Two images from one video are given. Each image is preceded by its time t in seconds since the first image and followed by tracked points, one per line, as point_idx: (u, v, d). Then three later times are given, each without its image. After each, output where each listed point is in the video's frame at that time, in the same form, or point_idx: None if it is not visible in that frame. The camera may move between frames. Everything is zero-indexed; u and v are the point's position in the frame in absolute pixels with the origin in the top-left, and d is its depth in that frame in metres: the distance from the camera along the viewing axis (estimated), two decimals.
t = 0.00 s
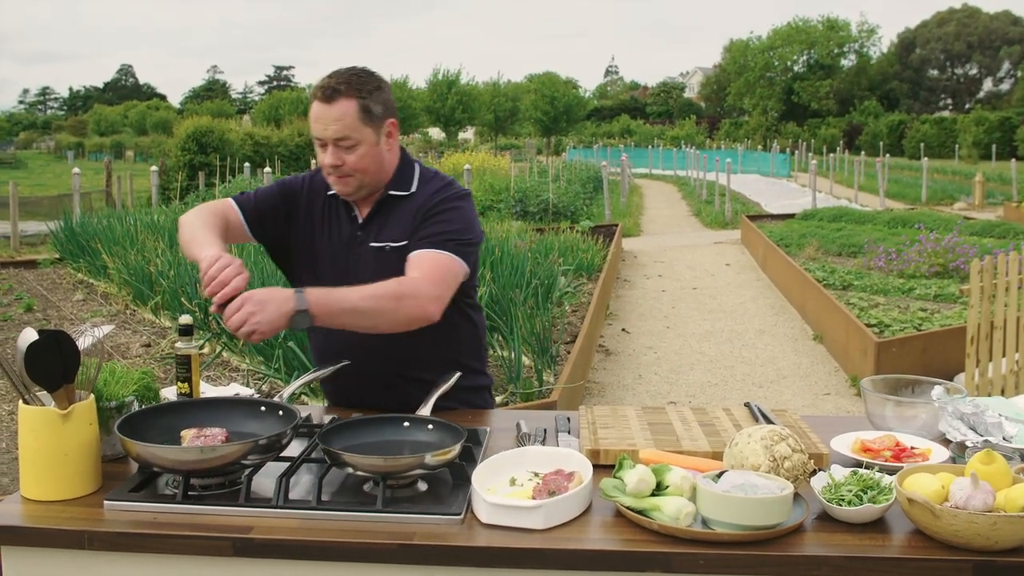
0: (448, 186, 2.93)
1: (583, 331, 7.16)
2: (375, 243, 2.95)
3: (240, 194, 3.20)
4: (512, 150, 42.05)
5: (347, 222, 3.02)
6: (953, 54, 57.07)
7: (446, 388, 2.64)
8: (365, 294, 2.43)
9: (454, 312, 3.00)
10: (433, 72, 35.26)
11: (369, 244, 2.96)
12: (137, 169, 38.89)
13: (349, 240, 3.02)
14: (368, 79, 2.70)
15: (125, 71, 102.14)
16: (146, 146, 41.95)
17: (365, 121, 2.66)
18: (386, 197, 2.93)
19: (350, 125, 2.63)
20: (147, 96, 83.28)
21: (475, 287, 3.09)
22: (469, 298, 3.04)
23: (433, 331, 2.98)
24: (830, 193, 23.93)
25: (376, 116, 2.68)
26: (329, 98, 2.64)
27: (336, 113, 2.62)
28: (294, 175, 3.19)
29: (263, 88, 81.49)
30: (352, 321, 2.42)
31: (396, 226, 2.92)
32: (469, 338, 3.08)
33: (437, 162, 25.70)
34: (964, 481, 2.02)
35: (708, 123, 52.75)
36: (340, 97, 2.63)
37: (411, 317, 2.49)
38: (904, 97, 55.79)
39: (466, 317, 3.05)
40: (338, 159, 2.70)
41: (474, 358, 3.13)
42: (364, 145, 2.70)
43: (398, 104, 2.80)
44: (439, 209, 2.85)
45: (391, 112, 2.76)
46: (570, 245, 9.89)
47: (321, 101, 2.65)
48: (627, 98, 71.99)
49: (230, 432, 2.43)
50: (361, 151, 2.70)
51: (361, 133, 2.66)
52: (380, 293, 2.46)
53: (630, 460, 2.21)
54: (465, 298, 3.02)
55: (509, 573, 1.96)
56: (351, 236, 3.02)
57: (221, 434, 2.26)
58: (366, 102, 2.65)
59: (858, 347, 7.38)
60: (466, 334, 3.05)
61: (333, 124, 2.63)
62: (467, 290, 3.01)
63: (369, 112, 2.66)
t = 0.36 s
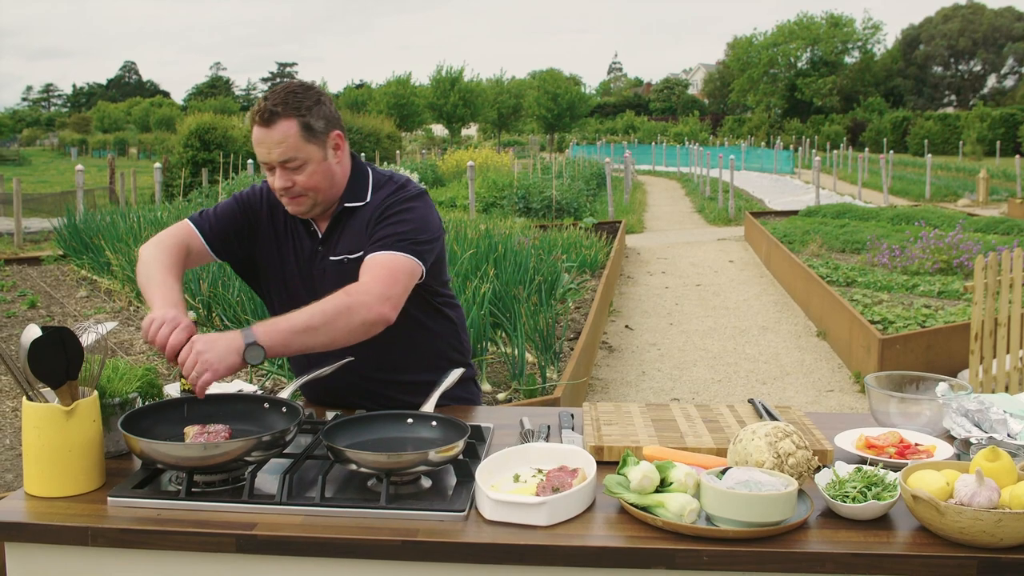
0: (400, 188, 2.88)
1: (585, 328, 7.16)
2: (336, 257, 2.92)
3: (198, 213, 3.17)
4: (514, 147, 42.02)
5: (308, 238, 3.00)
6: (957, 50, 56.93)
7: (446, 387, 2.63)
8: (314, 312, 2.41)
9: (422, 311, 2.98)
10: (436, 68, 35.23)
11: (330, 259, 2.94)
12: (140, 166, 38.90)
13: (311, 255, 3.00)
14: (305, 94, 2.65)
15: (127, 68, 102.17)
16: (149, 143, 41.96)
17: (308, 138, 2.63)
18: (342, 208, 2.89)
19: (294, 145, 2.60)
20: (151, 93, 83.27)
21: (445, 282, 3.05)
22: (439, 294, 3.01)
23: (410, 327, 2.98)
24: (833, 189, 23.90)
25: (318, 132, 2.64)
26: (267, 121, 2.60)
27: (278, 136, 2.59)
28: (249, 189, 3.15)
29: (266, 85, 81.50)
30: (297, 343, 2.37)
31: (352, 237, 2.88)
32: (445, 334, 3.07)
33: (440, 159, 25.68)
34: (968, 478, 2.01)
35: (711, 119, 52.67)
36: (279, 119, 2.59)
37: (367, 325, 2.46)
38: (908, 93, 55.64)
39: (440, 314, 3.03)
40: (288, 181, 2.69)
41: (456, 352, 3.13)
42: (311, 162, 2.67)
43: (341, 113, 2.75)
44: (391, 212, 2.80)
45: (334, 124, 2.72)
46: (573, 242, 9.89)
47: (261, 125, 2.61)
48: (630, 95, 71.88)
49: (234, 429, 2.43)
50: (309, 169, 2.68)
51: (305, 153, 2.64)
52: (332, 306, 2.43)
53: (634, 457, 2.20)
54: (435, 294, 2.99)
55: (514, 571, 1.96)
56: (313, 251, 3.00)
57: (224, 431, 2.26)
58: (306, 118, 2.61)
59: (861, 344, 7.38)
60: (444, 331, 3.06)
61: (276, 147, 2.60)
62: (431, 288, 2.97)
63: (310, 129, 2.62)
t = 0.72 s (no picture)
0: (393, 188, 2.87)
1: (588, 327, 7.15)
2: (332, 261, 2.92)
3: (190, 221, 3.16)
4: (517, 144, 42.01)
5: (303, 244, 3.00)
6: (960, 48, 56.85)
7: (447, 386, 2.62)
8: (315, 315, 2.40)
9: (422, 309, 2.97)
10: (439, 66, 35.21)
11: (327, 263, 2.94)
12: (143, 163, 38.95)
13: (307, 260, 3.00)
14: (287, 99, 2.63)
15: (130, 66, 102.22)
16: (152, 140, 41.98)
17: (293, 144, 2.61)
18: (335, 213, 2.88)
19: (280, 153, 2.58)
20: (154, 90, 83.30)
21: (444, 279, 3.05)
22: (438, 292, 3.00)
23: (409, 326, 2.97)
24: (836, 188, 23.88)
25: (303, 138, 2.63)
26: (250, 131, 2.57)
27: (262, 145, 2.57)
28: (241, 194, 3.14)
29: (268, 82, 81.52)
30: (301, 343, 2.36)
31: (348, 240, 2.88)
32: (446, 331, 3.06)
33: (443, 157, 25.68)
34: (971, 478, 2.01)
35: (713, 117, 52.64)
36: (263, 127, 2.57)
37: (368, 328, 2.46)
38: (911, 92, 55.59)
39: (440, 312, 3.03)
40: (276, 189, 2.66)
41: (456, 347, 3.13)
42: (298, 169, 2.65)
43: (325, 116, 2.73)
44: (386, 213, 2.80)
45: (319, 128, 2.70)
46: (575, 240, 9.88)
47: (245, 136, 2.59)
48: (633, 93, 71.83)
49: (235, 427, 2.43)
50: (297, 176, 2.66)
51: (292, 159, 2.62)
52: (333, 309, 2.43)
53: (636, 456, 2.20)
54: (435, 292, 2.99)
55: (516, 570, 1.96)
56: (309, 257, 2.99)
57: (225, 429, 2.26)
58: (290, 124, 2.59)
59: (864, 343, 7.36)
60: (444, 327, 3.05)
61: (261, 155, 2.58)
62: (431, 285, 2.97)
63: (294, 135, 2.60)
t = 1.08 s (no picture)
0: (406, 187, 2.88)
1: (591, 328, 7.13)
2: (341, 256, 2.92)
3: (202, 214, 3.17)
4: (520, 146, 42.00)
5: (314, 239, 3.00)
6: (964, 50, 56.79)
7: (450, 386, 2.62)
8: (321, 321, 2.41)
9: (430, 307, 2.97)
10: (443, 67, 35.22)
11: (337, 258, 2.94)
12: (146, 164, 38.96)
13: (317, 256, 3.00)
14: (305, 97, 2.64)
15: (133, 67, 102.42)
16: (156, 141, 42.04)
17: (310, 141, 2.61)
18: (348, 209, 2.88)
19: (297, 148, 2.59)
20: (157, 91, 83.37)
21: (454, 278, 3.05)
22: (446, 291, 3.00)
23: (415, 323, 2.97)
24: (840, 189, 23.84)
25: (319, 134, 2.63)
26: (268, 126, 2.58)
27: (280, 140, 2.57)
28: (254, 190, 3.15)
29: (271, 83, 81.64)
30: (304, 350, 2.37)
31: (359, 237, 2.88)
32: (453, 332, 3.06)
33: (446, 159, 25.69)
34: (975, 480, 2.00)
35: (717, 119, 52.60)
36: (280, 123, 2.58)
37: (372, 330, 2.46)
38: (915, 94, 55.52)
39: (448, 311, 3.03)
40: (291, 185, 2.67)
41: (463, 349, 3.13)
42: (314, 166, 2.66)
43: (342, 115, 2.75)
44: (399, 211, 2.80)
45: (336, 127, 2.71)
46: (578, 242, 9.88)
47: (263, 132, 2.60)
48: (636, 95, 71.81)
49: (240, 428, 2.43)
50: (312, 173, 2.66)
51: (307, 155, 2.62)
52: (338, 314, 2.43)
53: (640, 457, 2.20)
54: (444, 291, 2.99)
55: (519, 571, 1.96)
56: (318, 252, 2.99)
57: (230, 429, 2.26)
58: (307, 121, 2.59)
59: (868, 344, 7.35)
60: (451, 327, 3.05)
61: (278, 151, 2.58)
62: (441, 283, 2.97)
63: (311, 132, 2.60)
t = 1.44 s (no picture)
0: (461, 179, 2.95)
1: (590, 326, 7.13)
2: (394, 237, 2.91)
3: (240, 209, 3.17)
4: (518, 144, 41.99)
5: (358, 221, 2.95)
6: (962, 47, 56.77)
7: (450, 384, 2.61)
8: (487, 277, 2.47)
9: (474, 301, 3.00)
10: (441, 66, 35.21)
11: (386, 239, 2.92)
12: (144, 164, 38.91)
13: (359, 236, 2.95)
14: (364, 76, 2.70)
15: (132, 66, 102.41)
16: (154, 140, 42.04)
17: (367, 115, 2.64)
18: (400, 192, 2.90)
19: (354, 121, 2.61)
20: (155, 90, 83.26)
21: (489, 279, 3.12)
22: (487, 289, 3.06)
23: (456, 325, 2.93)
24: (837, 187, 23.85)
25: (377, 110, 2.66)
26: (329, 96, 2.62)
27: (339, 110, 2.60)
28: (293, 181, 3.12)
29: (269, 82, 81.60)
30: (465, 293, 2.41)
31: (418, 220, 2.90)
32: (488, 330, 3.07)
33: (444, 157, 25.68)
34: (973, 476, 2.00)
35: (715, 116, 52.57)
36: (341, 94, 2.62)
37: (517, 307, 2.54)
38: (913, 91, 55.52)
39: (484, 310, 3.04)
40: (344, 156, 2.65)
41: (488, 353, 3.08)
42: (368, 139, 2.66)
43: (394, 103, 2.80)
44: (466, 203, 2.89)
45: (389, 111, 2.75)
46: (576, 240, 9.88)
47: (322, 101, 2.62)
48: (634, 92, 71.81)
49: (239, 427, 2.42)
50: (366, 146, 2.66)
51: (363, 127, 2.63)
52: (499, 282, 2.50)
53: (639, 455, 2.20)
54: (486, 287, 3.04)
55: (518, 570, 1.96)
56: (362, 232, 2.95)
57: (228, 429, 2.26)
58: (367, 95, 2.64)
59: (866, 342, 7.36)
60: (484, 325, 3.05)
61: (336, 121, 2.60)
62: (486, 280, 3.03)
63: (370, 106, 2.64)
